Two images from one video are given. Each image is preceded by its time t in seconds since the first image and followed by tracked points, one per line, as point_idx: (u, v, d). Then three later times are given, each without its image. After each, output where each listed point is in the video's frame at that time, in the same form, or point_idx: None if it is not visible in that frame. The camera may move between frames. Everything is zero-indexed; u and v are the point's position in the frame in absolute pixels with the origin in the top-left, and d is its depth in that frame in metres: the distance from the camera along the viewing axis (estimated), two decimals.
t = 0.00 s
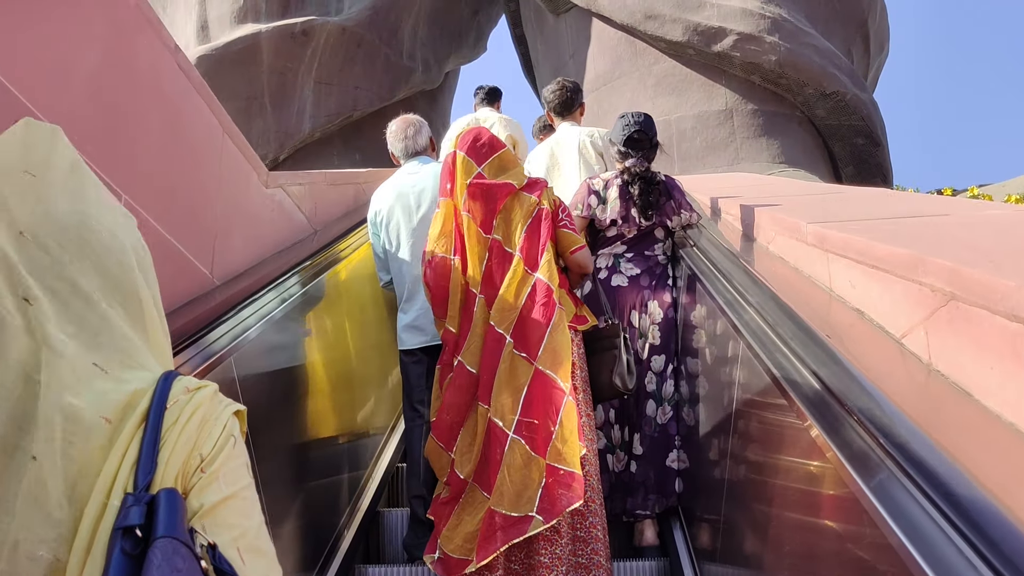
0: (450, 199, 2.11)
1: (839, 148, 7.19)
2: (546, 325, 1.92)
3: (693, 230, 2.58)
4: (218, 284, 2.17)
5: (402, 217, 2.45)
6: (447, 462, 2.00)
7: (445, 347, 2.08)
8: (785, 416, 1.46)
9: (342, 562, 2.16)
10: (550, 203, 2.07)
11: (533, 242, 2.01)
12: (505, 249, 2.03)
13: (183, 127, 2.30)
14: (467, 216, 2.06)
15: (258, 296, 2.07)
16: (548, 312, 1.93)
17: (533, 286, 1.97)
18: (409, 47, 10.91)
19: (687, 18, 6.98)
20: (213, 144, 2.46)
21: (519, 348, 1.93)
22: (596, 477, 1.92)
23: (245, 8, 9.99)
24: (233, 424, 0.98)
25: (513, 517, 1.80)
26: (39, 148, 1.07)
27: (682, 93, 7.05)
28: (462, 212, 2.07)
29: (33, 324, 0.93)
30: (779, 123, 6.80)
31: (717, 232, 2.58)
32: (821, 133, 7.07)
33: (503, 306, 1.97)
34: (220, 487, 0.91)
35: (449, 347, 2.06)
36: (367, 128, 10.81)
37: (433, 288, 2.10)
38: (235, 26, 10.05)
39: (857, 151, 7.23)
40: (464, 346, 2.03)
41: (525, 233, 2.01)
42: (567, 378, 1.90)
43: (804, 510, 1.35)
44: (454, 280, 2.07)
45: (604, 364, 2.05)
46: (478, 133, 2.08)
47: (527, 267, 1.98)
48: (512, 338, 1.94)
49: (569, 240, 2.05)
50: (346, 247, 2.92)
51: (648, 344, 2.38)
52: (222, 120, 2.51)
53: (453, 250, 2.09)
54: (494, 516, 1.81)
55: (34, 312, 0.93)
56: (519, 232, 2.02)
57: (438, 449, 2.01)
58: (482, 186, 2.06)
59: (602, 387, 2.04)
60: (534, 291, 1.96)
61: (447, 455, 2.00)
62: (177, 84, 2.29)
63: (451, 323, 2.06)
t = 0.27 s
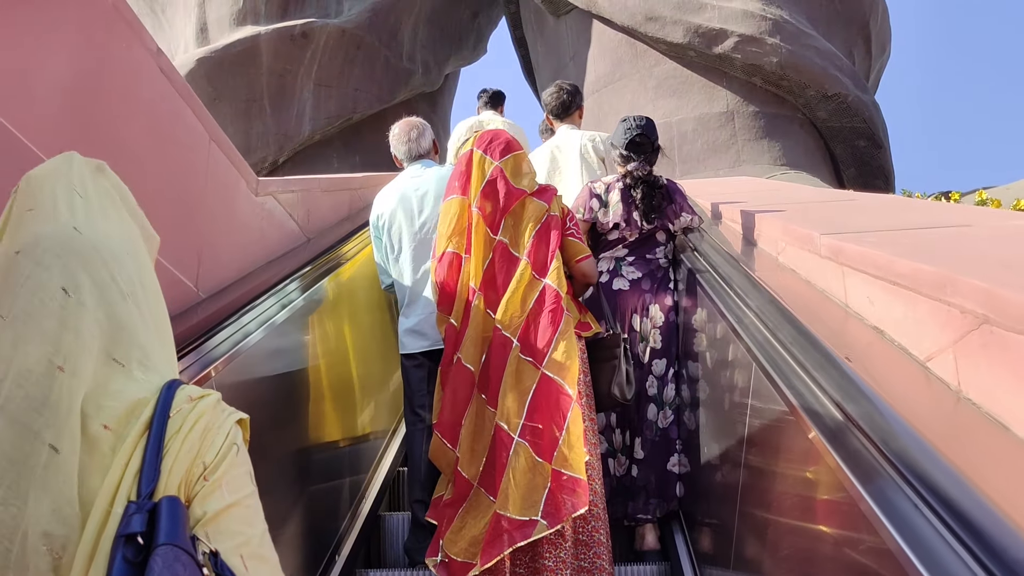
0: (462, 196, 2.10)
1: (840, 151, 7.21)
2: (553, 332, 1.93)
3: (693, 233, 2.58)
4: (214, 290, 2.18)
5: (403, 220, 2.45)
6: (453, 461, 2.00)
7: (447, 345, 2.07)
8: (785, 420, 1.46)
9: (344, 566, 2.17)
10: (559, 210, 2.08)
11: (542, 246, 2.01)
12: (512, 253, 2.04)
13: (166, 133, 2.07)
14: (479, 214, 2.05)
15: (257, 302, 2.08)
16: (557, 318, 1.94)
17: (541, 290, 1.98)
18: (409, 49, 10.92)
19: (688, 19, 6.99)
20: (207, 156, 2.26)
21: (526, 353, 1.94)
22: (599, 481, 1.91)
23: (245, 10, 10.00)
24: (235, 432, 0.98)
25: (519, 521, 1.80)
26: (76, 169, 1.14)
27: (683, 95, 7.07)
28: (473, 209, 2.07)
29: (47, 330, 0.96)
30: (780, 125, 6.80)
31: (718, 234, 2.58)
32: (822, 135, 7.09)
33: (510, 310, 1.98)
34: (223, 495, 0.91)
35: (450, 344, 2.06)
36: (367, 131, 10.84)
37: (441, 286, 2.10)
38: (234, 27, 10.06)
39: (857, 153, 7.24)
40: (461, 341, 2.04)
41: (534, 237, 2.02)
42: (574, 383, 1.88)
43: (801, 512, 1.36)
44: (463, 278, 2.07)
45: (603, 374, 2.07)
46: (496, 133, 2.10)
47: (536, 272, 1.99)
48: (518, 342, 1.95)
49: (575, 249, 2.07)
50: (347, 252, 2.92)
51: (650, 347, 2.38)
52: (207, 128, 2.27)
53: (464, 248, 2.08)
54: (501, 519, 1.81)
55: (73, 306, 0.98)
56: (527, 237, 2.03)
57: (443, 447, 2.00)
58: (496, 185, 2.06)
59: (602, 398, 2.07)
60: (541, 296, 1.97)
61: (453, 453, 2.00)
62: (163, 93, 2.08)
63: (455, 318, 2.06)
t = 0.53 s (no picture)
0: (475, 193, 2.10)
1: (842, 151, 7.19)
2: (558, 337, 1.94)
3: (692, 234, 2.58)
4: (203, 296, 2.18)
5: (403, 222, 2.45)
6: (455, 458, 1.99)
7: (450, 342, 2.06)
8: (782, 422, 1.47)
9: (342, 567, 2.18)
10: (566, 214, 2.08)
11: (549, 249, 2.01)
12: (518, 255, 2.04)
13: (144, 134, 2.05)
14: (491, 211, 2.06)
15: (253, 305, 2.09)
16: (561, 324, 1.95)
17: (546, 295, 1.98)
18: (409, 49, 10.92)
19: (689, 20, 6.99)
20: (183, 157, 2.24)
21: (529, 356, 1.94)
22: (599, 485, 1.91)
23: (245, 10, 10.00)
24: (224, 436, 0.97)
25: (519, 523, 1.80)
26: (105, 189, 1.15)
27: (684, 96, 7.07)
28: (486, 207, 2.08)
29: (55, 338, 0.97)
30: (780, 126, 6.79)
31: (717, 235, 2.58)
32: (823, 136, 7.09)
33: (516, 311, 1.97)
34: (210, 500, 0.92)
35: (454, 339, 2.05)
36: (367, 132, 10.84)
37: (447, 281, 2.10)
38: (234, 28, 10.07)
39: (859, 154, 7.24)
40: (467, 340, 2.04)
41: (541, 239, 2.02)
42: (578, 390, 1.89)
43: (798, 514, 1.36)
44: (468, 275, 2.07)
45: (606, 384, 2.06)
46: (511, 132, 2.10)
47: (542, 275, 1.99)
48: (522, 345, 1.94)
49: (578, 255, 2.07)
50: (346, 254, 2.93)
51: (649, 348, 2.38)
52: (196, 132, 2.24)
53: (473, 245, 2.09)
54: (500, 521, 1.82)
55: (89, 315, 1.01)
56: (534, 238, 2.03)
57: (445, 443, 2.01)
58: (507, 185, 2.06)
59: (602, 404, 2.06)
60: (547, 300, 1.98)
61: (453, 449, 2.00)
62: (143, 95, 2.05)
63: (460, 313, 2.06)
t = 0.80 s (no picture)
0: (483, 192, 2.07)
1: (845, 152, 7.19)
2: (562, 338, 1.93)
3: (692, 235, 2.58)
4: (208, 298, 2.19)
5: (403, 222, 2.45)
6: (456, 458, 1.99)
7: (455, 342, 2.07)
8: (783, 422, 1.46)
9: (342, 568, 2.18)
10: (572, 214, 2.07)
11: (553, 250, 2.01)
12: (523, 254, 2.02)
13: (124, 137, 2.06)
14: (498, 211, 2.04)
15: (255, 306, 2.08)
16: (565, 325, 1.94)
17: (551, 295, 1.97)
18: (409, 50, 10.93)
19: (690, 20, 6.98)
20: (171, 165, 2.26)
21: (533, 356, 1.93)
22: (600, 486, 1.91)
23: (245, 11, 10.01)
24: (223, 438, 0.97)
25: (521, 524, 1.80)
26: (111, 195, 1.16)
27: (685, 96, 7.07)
28: (493, 207, 2.06)
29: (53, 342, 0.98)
30: (782, 126, 6.78)
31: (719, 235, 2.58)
32: (825, 137, 7.09)
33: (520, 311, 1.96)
34: (206, 501, 0.91)
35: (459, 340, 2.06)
36: (368, 132, 10.86)
37: (452, 279, 2.09)
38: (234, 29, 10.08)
39: (861, 155, 7.24)
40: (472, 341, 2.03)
41: (546, 240, 2.01)
42: (582, 389, 1.88)
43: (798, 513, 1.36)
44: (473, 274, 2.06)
45: (610, 387, 2.05)
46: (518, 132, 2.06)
47: (546, 276, 1.99)
48: (526, 345, 1.94)
49: (580, 256, 2.07)
50: (345, 255, 2.92)
51: (650, 349, 2.38)
52: (172, 132, 2.24)
53: (479, 244, 2.07)
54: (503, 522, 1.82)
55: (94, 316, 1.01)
56: (539, 238, 2.02)
57: (449, 442, 2.01)
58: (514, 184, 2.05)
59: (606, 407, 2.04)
60: (552, 300, 1.97)
61: (458, 449, 2.00)
62: (120, 97, 2.05)
63: (464, 314, 2.07)
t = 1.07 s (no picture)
0: (489, 189, 2.07)
1: (846, 152, 7.19)
2: (569, 335, 1.94)
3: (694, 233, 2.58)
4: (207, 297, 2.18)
5: (405, 220, 2.45)
6: (465, 454, 1.98)
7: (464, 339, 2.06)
8: (784, 419, 1.46)
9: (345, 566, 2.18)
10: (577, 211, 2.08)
11: (559, 247, 2.02)
12: (530, 251, 2.03)
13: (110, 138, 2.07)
14: (503, 211, 2.04)
15: (257, 305, 2.08)
16: (572, 321, 1.95)
17: (558, 291, 1.99)
18: (408, 49, 10.93)
19: (691, 19, 6.97)
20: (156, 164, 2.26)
21: (541, 353, 1.94)
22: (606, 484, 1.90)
23: (244, 10, 10.01)
24: (237, 436, 0.97)
25: (530, 520, 1.79)
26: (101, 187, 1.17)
27: (686, 95, 7.06)
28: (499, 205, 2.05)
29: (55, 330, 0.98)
30: (784, 125, 6.78)
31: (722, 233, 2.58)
32: (827, 137, 7.10)
33: (528, 306, 1.96)
34: (222, 498, 0.91)
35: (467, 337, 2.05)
36: (367, 132, 10.87)
37: (459, 276, 2.08)
38: (233, 28, 10.08)
39: (862, 154, 7.24)
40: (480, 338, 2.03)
41: (552, 236, 2.02)
42: (590, 383, 1.87)
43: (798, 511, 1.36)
44: (480, 271, 2.06)
45: (615, 383, 2.06)
46: (522, 129, 2.05)
47: (553, 272, 1.99)
48: (534, 341, 1.95)
49: (586, 254, 2.07)
50: (345, 253, 2.92)
51: (652, 347, 2.38)
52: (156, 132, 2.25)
53: (485, 241, 2.07)
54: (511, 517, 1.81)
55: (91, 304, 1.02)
56: (545, 235, 2.03)
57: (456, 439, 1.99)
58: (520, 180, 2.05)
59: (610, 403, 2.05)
60: (558, 297, 1.99)
61: (465, 446, 1.99)
62: (105, 97, 2.05)
63: (473, 309, 2.05)
